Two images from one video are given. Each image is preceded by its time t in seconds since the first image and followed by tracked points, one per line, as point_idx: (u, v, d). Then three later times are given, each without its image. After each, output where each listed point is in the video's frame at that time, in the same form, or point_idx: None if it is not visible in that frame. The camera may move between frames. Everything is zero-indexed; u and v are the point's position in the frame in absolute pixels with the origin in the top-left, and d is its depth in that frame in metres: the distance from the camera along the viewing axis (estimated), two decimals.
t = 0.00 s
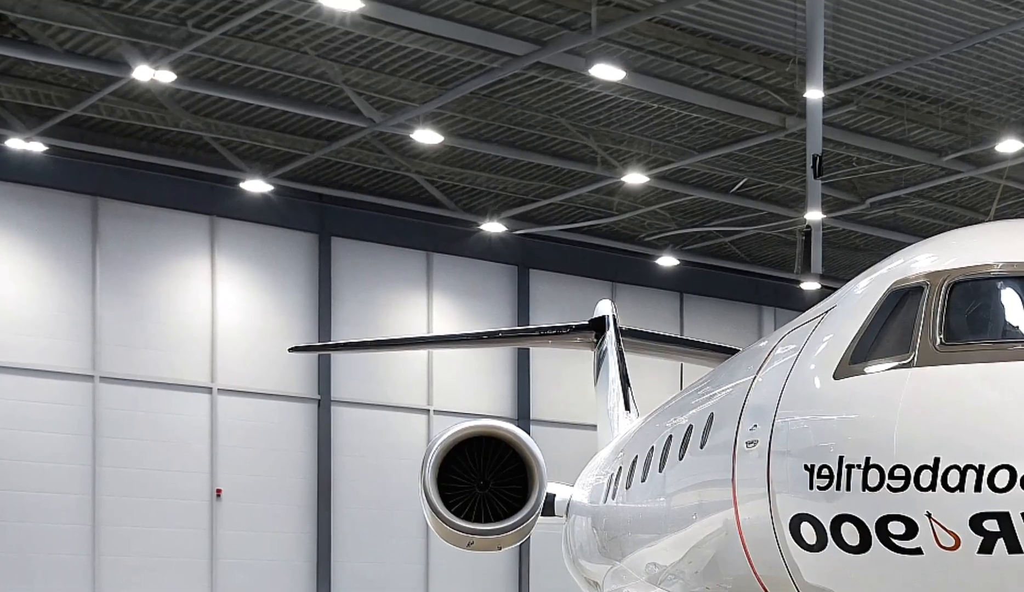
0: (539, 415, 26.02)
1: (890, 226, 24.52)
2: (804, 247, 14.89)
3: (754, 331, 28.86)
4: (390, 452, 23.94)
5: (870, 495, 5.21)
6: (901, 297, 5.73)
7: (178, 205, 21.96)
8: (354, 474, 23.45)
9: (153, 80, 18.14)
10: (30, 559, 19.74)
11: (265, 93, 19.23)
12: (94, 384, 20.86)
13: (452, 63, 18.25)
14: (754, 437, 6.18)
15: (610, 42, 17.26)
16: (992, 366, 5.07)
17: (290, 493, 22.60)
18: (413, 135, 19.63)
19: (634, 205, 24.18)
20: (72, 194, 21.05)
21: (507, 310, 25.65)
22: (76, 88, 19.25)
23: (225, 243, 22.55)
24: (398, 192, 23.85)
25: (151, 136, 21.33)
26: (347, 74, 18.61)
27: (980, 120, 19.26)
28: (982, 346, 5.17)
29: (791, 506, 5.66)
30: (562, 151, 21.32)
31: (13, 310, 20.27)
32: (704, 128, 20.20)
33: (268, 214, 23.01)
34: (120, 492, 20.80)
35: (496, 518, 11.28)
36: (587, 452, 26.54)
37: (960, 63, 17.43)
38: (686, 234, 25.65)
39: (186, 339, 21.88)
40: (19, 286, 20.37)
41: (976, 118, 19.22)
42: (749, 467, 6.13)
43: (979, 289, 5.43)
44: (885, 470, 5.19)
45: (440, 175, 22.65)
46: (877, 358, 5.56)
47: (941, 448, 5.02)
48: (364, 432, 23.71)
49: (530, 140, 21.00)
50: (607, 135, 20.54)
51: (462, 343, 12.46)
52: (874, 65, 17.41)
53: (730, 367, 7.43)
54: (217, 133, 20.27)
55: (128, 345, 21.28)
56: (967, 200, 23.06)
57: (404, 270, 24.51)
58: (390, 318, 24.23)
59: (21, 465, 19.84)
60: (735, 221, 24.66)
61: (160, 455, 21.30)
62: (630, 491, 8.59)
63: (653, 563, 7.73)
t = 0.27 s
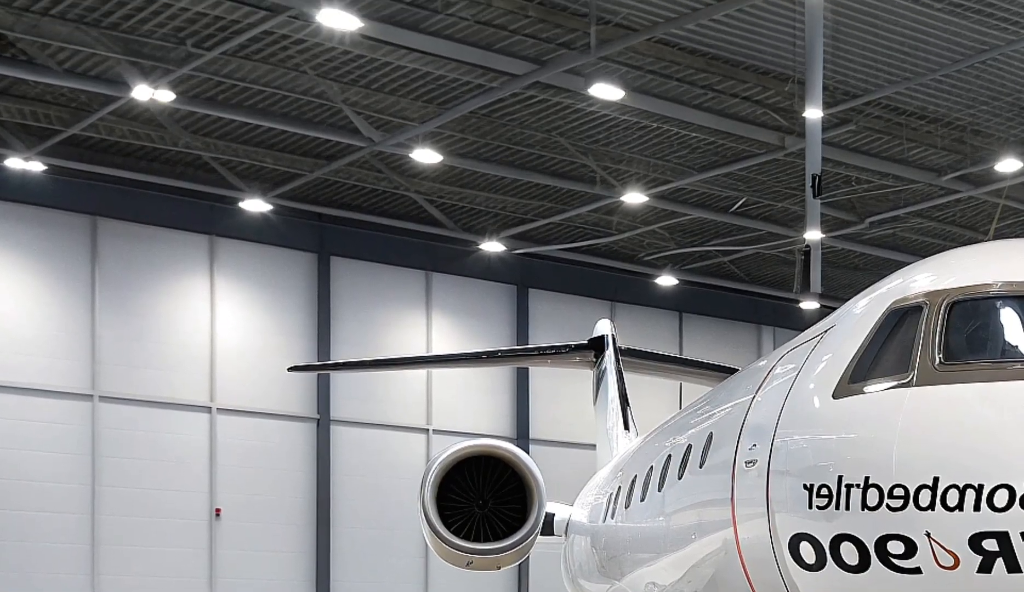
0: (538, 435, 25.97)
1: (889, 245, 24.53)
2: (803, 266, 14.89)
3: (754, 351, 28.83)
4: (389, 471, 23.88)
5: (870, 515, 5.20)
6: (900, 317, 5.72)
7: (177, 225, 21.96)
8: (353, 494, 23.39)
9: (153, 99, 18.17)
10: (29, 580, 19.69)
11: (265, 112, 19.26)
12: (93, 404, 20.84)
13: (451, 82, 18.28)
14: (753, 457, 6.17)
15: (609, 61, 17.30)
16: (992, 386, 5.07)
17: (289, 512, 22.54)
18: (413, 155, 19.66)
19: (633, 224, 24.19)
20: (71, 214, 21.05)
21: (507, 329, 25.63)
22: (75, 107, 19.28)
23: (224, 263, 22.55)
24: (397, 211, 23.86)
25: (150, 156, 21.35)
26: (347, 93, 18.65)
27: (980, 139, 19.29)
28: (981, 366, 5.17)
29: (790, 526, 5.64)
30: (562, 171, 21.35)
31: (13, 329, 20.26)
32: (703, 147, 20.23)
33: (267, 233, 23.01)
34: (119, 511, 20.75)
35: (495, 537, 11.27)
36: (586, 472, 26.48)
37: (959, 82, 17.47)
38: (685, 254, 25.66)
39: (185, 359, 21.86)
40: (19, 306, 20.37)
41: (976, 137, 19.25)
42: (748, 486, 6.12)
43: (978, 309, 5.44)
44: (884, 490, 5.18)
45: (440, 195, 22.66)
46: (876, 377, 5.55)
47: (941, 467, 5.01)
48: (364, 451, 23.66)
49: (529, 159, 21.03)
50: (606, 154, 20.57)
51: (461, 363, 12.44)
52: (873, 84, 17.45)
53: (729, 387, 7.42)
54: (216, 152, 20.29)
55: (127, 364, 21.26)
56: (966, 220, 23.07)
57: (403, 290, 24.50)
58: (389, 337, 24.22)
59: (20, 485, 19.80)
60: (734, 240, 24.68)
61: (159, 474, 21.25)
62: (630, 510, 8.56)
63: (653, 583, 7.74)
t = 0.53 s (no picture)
0: (533, 448, 25.93)
1: (884, 258, 24.56)
2: (798, 279, 14.89)
3: (749, 364, 28.82)
4: (384, 484, 23.84)
5: (865, 528, 5.19)
6: (895, 330, 5.72)
7: (173, 238, 21.94)
8: (347, 507, 23.33)
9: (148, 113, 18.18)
10: None
11: (260, 125, 19.27)
12: (88, 417, 20.80)
13: (446, 96, 18.30)
14: (748, 470, 6.16)
15: (604, 74, 17.33)
16: (987, 399, 5.08)
17: (284, 526, 22.48)
18: (408, 168, 19.67)
19: (628, 238, 24.20)
20: (66, 227, 21.03)
21: (502, 342, 25.61)
22: (70, 120, 19.27)
23: (220, 276, 22.52)
24: (392, 225, 23.86)
25: (146, 169, 21.35)
26: (342, 106, 18.66)
27: (974, 152, 19.33)
28: (976, 379, 5.19)
29: (785, 539, 5.63)
30: (557, 184, 21.37)
31: (7, 343, 20.22)
32: (698, 160, 20.25)
33: (262, 247, 22.99)
34: (114, 525, 20.71)
35: (490, 551, 11.24)
36: (581, 486, 26.43)
37: (954, 96, 17.51)
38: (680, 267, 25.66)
39: (180, 373, 21.83)
40: (14, 319, 20.33)
41: (971, 150, 19.29)
42: (743, 500, 6.11)
43: (973, 323, 5.44)
44: (879, 503, 5.18)
45: (435, 208, 22.67)
46: (871, 391, 5.55)
47: (937, 480, 5.01)
48: (359, 465, 23.62)
49: (524, 173, 21.04)
50: (601, 167, 20.59)
51: (456, 376, 12.42)
52: (868, 98, 17.49)
53: (724, 400, 7.41)
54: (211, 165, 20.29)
55: (122, 377, 21.23)
56: (961, 233, 23.09)
57: (398, 303, 24.49)
58: (384, 350, 24.19)
59: (15, 499, 19.76)
60: (729, 253, 24.70)
61: (154, 488, 21.20)
62: (625, 522, 8.55)
63: None
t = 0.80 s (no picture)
0: (515, 441, 25.90)
1: (865, 252, 24.61)
2: (780, 273, 14.91)
3: (731, 357, 28.86)
4: (366, 478, 23.79)
5: (847, 521, 5.21)
6: (878, 323, 5.72)
7: (155, 231, 21.84)
8: (329, 500, 23.29)
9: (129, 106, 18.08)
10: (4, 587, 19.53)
11: (242, 119, 19.19)
12: (70, 410, 20.71)
13: (428, 89, 18.25)
14: (730, 464, 6.16)
15: (587, 68, 17.31)
16: (968, 392, 5.09)
17: (266, 519, 22.43)
18: (390, 161, 19.61)
19: (611, 231, 24.19)
20: (48, 220, 20.91)
21: (484, 336, 25.58)
22: (52, 113, 19.17)
23: (202, 270, 22.44)
24: (375, 218, 23.80)
25: (127, 162, 21.25)
26: (324, 99, 18.59)
27: (957, 145, 19.38)
28: (957, 372, 5.20)
29: (767, 532, 5.64)
30: (539, 177, 21.35)
31: None
32: (680, 154, 20.25)
33: (244, 240, 22.90)
34: (97, 518, 20.63)
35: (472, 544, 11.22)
36: (563, 479, 26.42)
37: (936, 89, 17.55)
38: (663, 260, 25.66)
39: (162, 366, 21.75)
40: None
41: (953, 144, 19.34)
42: (725, 493, 6.11)
43: (955, 316, 5.45)
44: (861, 496, 5.19)
45: (417, 201, 22.61)
46: (853, 384, 5.56)
47: (919, 474, 5.01)
48: (341, 458, 23.58)
49: (507, 166, 21.01)
50: (584, 161, 20.58)
51: (438, 369, 12.39)
52: (850, 91, 17.53)
53: (707, 393, 7.41)
54: (193, 159, 20.20)
55: (105, 371, 21.14)
56: (943, 226, 23.16)
57: (381, 296, 24.44)
58: (366, 344, 24.14)
59: None
60: (711, 247, 24.71)
61: (136, 481, 21.13)
62: (607, 516, 8.54)
63: (629, 588, 7.71)
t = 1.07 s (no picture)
0: (497, 434, 25.87)
1: (847, 245, 24.66)
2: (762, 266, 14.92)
3: (713, 350, 28.89)
4: (348, 471, 23.75)
5: (830, 515, 5.20)
6: (860, 316, 5.72)
7: (137, 224, 21.74)
8: (312, 493, 23.24)
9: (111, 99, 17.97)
10: None
11: (224, 112, 19.10)
12: (52, 403, 20.61)
13: (411, 83, 18.19)
14: (712, 457, 6.15)
15: (569, 61, 17.27)
16: (950, 385, 5.09)
17: (249, 513, 22.37)
18: (373, 154, 19.55)
19: (593, 224, 24.17)
20: (30, 214, 20.78)
21: (466, 329, 25.54)
22: (34, 106, 19.05)
23: (185, 263, 22.34)
24: (357, 211, 23.73)
25: (109, 156, 21.14)
26: (306, 93, 18.51)
27: (939, 139, 19.41)
28: (940, 365, 5.20)
29: (749, 526, 5.63)
30: (522, 170, 21.32)
31: None
32: (663, 147, 20.24)
33: (227, 233, 22.80)
34: (79, 511, 20.55)
35: (454, 537, 11.19)
36: (545, 472, 26.41)
37: (918, 82, 17.57)
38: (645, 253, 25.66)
39: (145, 359, 21.66)
40: None
41: (935, 137, 19.37)
42: (707, 486, 6.10)
43: (938, 309, 5.45)
44: (843, 489, 5.18)
45: (399, 194, 22.55)
46: (836, 377, 5.55)
47: (901, 467, 5.01)
48: (324, 451, 23.54)
49: (489, 160, 20.98)
50: (566, 154, 20.56)
51: (421, 362, 12.35)
52: (833, 84, 17.55)
53: (689, 386, 7.40)
54: (175, 152, 20.10)
55: (88, 364, 21.04)
56: (924, 220, 23.21)
57: (363, 290, 24.38)
58: (349, 337, 24.08)
59: None
60: (693, 240, 24.73)
61: (118, 474, 21.05)
62: (589, 509, 8.53)
63: (612, 582, 7.70)
